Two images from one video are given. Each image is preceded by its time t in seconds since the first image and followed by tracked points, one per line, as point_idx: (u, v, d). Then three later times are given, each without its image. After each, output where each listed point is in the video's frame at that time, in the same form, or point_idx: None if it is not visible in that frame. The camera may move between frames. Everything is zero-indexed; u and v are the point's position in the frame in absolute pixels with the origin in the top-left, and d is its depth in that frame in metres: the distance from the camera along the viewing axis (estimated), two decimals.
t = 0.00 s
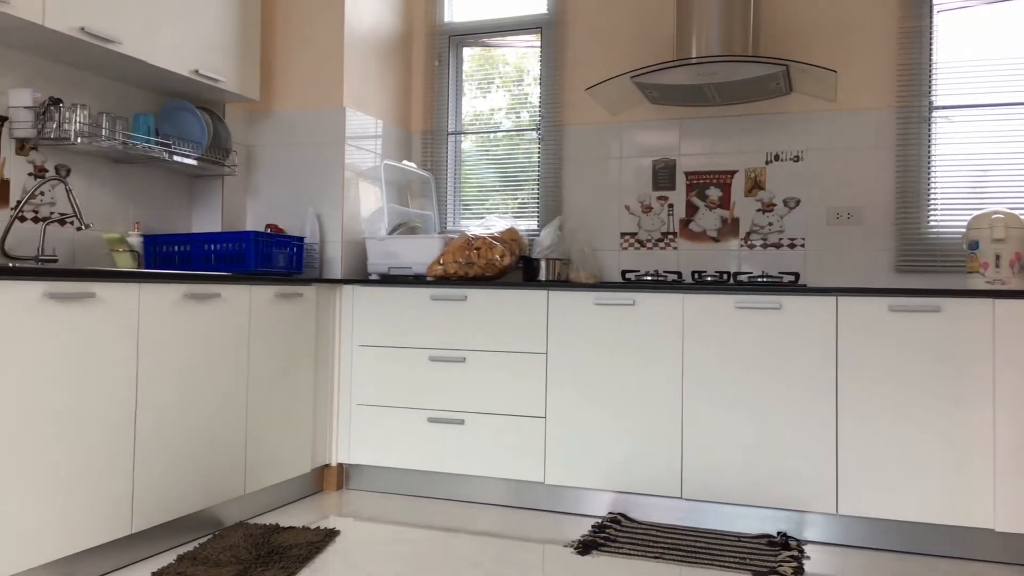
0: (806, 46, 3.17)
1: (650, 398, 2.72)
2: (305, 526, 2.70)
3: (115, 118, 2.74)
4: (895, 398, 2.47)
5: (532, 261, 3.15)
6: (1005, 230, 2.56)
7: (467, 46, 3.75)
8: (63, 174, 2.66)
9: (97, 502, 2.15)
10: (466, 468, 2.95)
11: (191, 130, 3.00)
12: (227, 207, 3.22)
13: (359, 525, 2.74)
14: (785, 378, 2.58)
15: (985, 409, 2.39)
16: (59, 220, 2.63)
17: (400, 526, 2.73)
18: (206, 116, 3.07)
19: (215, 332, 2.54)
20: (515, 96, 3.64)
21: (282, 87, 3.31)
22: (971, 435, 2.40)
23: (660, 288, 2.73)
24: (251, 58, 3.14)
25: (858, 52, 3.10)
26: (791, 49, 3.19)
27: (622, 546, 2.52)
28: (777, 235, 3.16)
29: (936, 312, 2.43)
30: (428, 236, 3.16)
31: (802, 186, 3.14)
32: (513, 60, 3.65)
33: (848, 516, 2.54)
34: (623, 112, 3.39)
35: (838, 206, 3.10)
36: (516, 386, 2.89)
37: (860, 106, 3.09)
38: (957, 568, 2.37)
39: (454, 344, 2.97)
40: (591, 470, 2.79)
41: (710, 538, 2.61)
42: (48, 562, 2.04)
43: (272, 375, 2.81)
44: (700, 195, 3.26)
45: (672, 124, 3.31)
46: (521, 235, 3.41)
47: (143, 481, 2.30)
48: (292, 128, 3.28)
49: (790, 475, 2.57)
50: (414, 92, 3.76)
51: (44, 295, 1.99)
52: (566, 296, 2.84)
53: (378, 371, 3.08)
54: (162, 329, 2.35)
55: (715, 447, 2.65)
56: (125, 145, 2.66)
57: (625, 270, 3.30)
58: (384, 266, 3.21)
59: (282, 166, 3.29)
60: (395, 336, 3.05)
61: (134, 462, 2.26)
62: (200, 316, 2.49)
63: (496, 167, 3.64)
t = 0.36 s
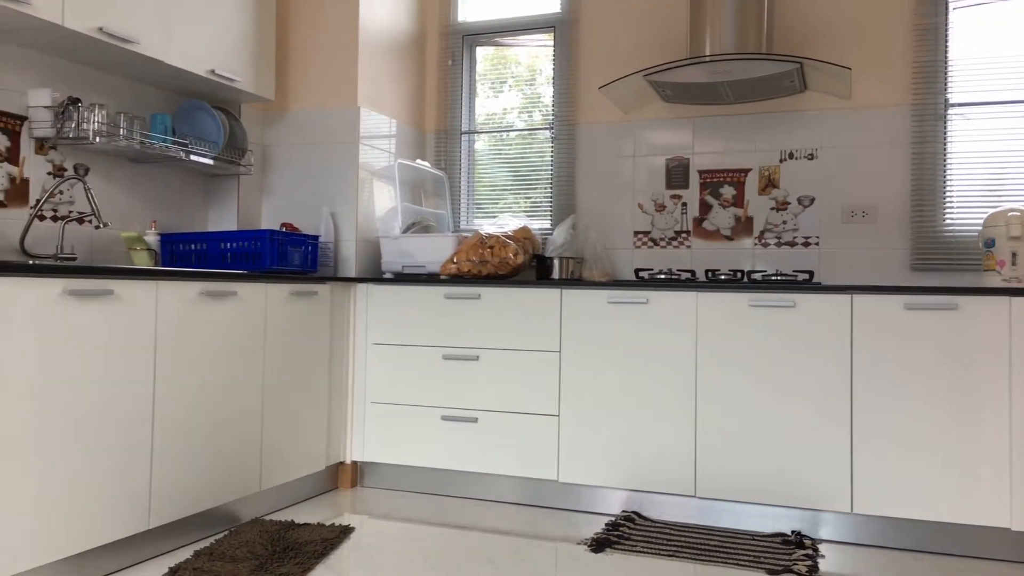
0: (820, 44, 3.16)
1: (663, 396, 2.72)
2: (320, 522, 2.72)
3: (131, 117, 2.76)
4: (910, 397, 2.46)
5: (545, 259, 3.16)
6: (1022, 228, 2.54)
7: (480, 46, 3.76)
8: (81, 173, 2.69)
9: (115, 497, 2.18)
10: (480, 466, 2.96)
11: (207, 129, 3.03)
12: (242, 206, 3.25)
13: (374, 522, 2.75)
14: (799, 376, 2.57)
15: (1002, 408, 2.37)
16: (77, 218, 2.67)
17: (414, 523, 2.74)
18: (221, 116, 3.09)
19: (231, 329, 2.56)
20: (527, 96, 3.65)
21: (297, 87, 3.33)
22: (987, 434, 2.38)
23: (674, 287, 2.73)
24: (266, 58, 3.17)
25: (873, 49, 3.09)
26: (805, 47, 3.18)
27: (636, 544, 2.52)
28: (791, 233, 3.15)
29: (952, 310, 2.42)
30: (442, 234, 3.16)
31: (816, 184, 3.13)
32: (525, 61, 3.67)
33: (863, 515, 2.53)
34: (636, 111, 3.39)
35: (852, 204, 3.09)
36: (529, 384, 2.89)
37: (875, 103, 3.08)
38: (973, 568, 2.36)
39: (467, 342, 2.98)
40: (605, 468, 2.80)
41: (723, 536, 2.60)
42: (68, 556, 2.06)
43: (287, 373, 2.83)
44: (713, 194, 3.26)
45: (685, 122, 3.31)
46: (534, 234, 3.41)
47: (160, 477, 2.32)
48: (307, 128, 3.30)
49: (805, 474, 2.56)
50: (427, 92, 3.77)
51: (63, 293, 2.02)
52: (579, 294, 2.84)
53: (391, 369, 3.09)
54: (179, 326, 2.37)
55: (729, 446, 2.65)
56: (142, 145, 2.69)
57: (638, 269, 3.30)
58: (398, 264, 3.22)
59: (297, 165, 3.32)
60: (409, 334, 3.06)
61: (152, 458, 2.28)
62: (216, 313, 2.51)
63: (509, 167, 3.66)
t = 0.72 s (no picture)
0: (841, 42, 3.13)
1: (684, 396, 2.71)
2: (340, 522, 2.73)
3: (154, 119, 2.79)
4: (935, 398, 2.43)
5: (564, 260, 3.16)
6: None
7: (499, 46, 3.77)
8: (105, 175, 2.71)
9: (138, 496, 2.19)
10: (500, 466, 2.96)
11: (229, 131, 3.05)
12: (263, 207, 3.27)
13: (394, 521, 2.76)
14: (821, 377, 2.55)
15: None
16: (101, 219, 2.69)
17: (434, 523, 2.74)
18: (243, 117, 3.11)
19: (253, 329, 2.58)
20: (545, 96, 3.65)
21: (317, 88, 3.35)
22: (1014, 436, 2.35)
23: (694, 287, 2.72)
24: (287, 60, 3.19)
25: (896, 47, 3.06)
26: (826, 45, 3.15)
27: (656, 546, 2.51)
28: (813, 233, 3.13)
29: (978, 310, 2.39)
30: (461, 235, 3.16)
31: (838, 183, 3.10)
32: (542, 61, 3.67)
33: (886, 517, 2.51)
34: (655, 110, 3.38)
35: (875, 203, 3.06)
36: (549, 385, 2.89)
37: (897, 102, 3.05)
38: (999, 571, 2.33)
39: (487, 342, 2.98)
40: (625, 469, 2.79)
41: (745, 538, 2.59)
42: (94, 553, 2.09)
43: (308, 372, 2.84)
44: (734, 193, 3.24)
45: (705, 121, 3.29)
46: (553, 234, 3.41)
47: (183, 476, 2.33)
48: (327, 128, 3.32)
49: (827, 476, 2.54)
50: (446, 92, 3.78)
51: (88, 293, 2.04)
52: (599, 294, 2.83)
53: (411, 369, 3.10)
54: (201, 326, 2.38)
55: (750, 447, 2.63)
56: (164, 146, 2.71)
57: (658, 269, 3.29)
58: (417, 264, 3.23)
59: (317, 166, 3.33)
60: (429, 334, 3.07)
61: (175, 457, 2.30)
62: (238, 313, 2.52)
63: (527, 167, 3.66)
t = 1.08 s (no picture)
0: (869, 42, 3.11)
1: (711, 399, 2.70)
2: (368, 522, 2.75)
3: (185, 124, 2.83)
4: (966, 403, 2.41)
5: (589, 262, 3.16)
6: None
7: (524, 49, 3.78)
8: (137, 179, 2.75)
9: (171, 495, 2.23)
10: (525, 467, 2.96)
11: (257, 134, 3.08)
12: (290, 209, 3.30)
13: (420, 522, 2.77)
14: (850, 380, 2.53)
15: None
16: (133, 223, 2.73)
17: (461, 524, 2.75)
18: (271, 121, 3.14)
19: (282, 331, 2.60)
20: (567, 98, 3.66)
21: (343, 92, 3.37)
22: None
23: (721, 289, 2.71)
24: (314, 64, 3.22)
25: (925, 46, 3.03)
26: (854, 45, 3.13)
27: (684, 549, 2.51)
28: (841, 235, 3.10)
29: (1011, 313, 2.36)
30: (486, 237, 3.18)
31: (866, 184, 3.08)
32: (565, 63, 3.68)
33: (916, 521, 2.49)
34: (681, 112, 3.37)
35: (904, 204, 3.03)
36: (575, 387, 2.89)
37: (927, 101, 3.01)
38: None
39: (512, 344, 2.99)
40: (651, 472, 2.78)
41: (773, 542, 2.58)
42: (128, 552, 2.12)
43: (335, 374, 2.86)
44: (760, 195, 3.22)
45: (731, 122, 3.28)
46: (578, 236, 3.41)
47: (214, 476, 2.37)
48: (353, 131, 3.34)
49: (855, 479, 2.52)
50: (471, 95, 3.80)
51: (121, 295, 2.07)
52: (625, 297, 2.83)
53: (437, 371, 3.12)
54: (231, 328, 2.41)
55: (777, 450, 2.61)
56: (195, 150, 2.75)
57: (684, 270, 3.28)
58: (443, 266, 3.25)
59: (343, 168, 3.36)
60: (455, 336, 3.08)
61: (206, 456, 2.33)
62: (267, 315, 2.55)
63: (550, 169, 3.67)
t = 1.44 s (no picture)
0: (905, 39, 3.07)
1: (744, 400, 2.68)
2: (401, 520, 2.77)
3: (222, 127, 2.87)
4: (1007, 405, 2.37)
5: (621, 262, 3.15)
6: None
7: (555, 50, 3.78)
8: (175, 181, 2.81)
9: (210, 493, 2.27)
10: (558, 467, 2.97)
11: (292, 137, 3.12)
12: (324, 210, 3.34)
13: (453, 520, 2.79)
14: (887, 382, 2.50)
15: None
16: (172, 224, 2.78)
17: (493, 523, 2.76)
18: (305, 123, 3.19)
19: (317, 330, 2.64)
20: (595, 97, 3.67)
21: (376, 94, 3.40)
22: None
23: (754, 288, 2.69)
24: (348, 66, 3.25)
25: (963, 43, 2.99)
26: (890, 42, 3.09)
27: (717, 550, 2.50)
28: (877, 234, 3.07)
29: None
30: (518, 237, 3.18)
31: (903, 183, 3.04)
32: (593, 63, 3.69)
33: (954, 525, 2.45)
34: (713, 111, 3.35)
35: (941, 204, 2.99)
36: (607, 387, 2.89)
37: (964, 99, 2.97)
38: None
39: (544, 344, 3.00)
40: (684, 472, 2.78)
41: (808, 544, 2.56)
42: (169, 547, 2.16)
43: (369, 373, 2.89)
44: (794, 194, 3.20)
45: (763, 122, 3.26)
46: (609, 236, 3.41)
47: (252, 473, 2.40)
48: (386, 133, 3.37)
49: (892, 481, 2.49)
50: (502, 96, 3.81)
51: (163, 295, 2.11)
52: (657, 297, 2.83)
53: (470, 370, 3.13)
54: (269, 328, 2.45)
55: (813, 452, 2.59)
56: (232, 152, 2.79)
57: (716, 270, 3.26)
58: (475, 267, 3.27)
59: (376, 170, 3.39)
60: (487, 335, 3.10)
61: (244, 453, 2.37)
62: (303, 315, 2.59)
63: (579, 169, 3.68)
